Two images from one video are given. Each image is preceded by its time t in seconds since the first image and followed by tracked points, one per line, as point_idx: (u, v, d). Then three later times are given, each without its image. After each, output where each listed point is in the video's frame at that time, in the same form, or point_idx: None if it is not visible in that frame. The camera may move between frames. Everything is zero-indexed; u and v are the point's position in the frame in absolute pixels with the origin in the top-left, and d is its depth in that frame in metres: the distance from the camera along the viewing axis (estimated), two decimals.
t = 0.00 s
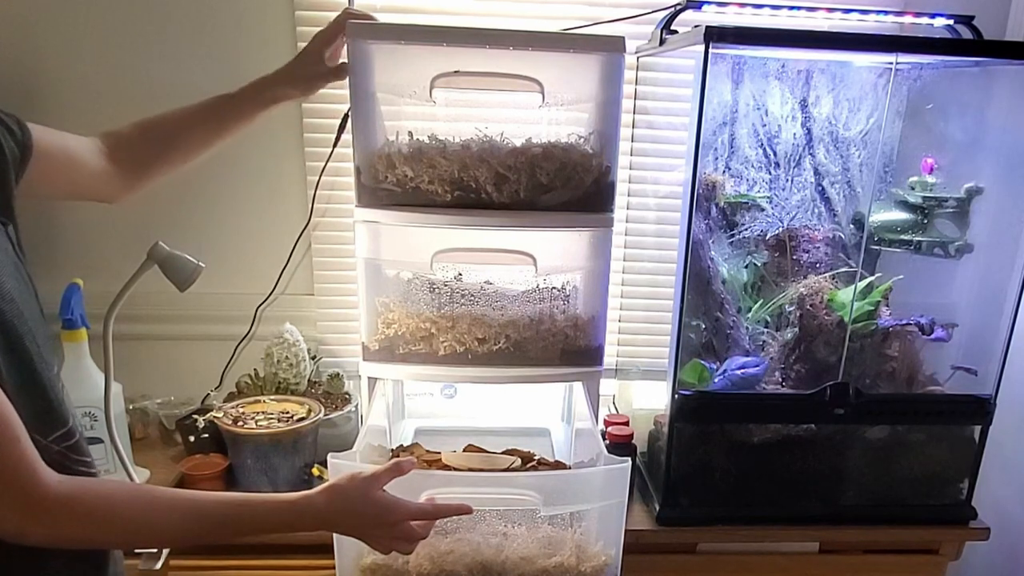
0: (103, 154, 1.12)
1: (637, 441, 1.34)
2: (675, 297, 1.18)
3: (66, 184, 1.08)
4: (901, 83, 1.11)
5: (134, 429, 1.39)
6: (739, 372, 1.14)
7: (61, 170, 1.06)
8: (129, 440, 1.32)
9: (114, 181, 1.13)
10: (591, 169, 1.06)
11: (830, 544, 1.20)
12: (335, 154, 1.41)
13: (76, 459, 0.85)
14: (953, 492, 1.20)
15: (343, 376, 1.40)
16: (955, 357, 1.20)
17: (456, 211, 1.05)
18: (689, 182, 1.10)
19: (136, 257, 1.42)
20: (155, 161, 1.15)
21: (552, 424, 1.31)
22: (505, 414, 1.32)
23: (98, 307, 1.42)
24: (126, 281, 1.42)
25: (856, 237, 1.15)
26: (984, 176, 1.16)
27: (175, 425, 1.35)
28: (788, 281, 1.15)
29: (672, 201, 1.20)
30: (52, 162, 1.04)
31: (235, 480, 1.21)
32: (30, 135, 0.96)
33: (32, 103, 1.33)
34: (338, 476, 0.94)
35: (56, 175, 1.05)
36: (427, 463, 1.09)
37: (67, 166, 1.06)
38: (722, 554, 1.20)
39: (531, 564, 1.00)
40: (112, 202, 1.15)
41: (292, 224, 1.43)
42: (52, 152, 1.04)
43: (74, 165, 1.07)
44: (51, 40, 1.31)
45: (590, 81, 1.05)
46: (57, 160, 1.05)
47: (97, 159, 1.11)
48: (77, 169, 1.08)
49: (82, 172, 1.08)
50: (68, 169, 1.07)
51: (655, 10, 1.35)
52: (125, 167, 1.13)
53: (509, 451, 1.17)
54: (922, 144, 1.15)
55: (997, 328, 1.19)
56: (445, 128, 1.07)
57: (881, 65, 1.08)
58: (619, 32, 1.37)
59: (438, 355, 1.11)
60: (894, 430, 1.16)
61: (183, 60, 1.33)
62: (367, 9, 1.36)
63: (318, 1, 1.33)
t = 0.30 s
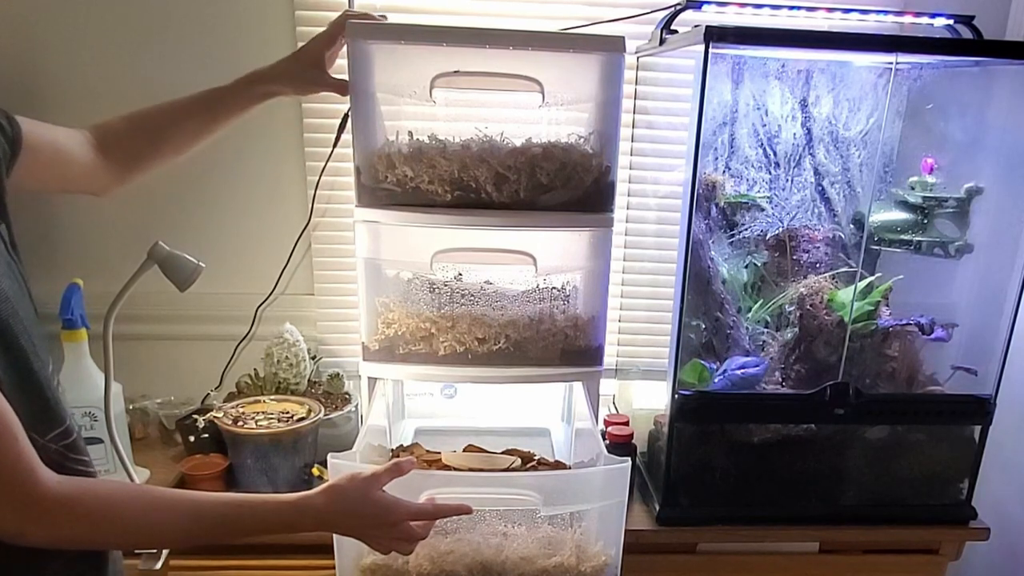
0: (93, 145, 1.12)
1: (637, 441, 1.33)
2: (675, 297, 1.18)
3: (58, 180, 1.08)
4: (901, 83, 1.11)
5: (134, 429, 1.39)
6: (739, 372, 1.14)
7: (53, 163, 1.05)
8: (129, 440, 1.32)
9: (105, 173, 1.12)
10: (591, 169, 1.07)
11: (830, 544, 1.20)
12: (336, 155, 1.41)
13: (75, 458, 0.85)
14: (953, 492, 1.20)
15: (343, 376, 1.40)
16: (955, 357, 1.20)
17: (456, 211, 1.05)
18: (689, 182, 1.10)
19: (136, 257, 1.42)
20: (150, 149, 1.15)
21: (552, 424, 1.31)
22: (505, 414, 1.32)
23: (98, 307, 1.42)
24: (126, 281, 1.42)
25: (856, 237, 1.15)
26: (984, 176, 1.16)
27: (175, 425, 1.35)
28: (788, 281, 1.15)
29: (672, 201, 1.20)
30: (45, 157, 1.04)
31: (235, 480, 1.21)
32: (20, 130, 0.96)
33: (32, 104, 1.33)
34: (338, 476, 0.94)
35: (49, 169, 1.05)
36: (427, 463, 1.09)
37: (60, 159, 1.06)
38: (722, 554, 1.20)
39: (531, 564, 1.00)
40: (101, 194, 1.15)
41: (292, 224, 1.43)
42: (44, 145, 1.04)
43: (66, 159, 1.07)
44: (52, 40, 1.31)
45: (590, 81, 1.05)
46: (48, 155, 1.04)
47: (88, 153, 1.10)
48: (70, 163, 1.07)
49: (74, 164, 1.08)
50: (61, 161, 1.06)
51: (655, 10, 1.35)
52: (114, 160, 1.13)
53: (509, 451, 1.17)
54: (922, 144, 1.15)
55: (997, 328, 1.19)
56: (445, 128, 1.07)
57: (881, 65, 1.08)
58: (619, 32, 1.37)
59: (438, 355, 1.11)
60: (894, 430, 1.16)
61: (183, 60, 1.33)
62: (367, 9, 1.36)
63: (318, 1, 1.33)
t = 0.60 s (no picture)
0: (86, 161, 1.08)
1: (637, 441, 1.34)
2: (675, 297, 1.18)
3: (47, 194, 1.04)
4: (901, 83, 1.11)
5: (134, 429, 1.39)
6: (739, 372, 1.14)
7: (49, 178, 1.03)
8: (129, 440, 1.32)
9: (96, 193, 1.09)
10: (591, 169, 1.07)
11: (830, 544, 1.20)
12: (336, 155, 1.41)
13: (74, 458, 0.85)
14: (952, 491, 1.20)
15: (343, 376, 1.40)
16: (955, 357, 1.20)
17: (456, 211, 1.05)
18: (689, 182, 1.10)
19: (136, 257, 1.42)
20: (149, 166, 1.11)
21: (552, 424, 1.31)
22: (505, 414, 1.32)
23: (98, 307, 1.42)
24: (126, 280, 1.42)
25: (856, 237, 1.15)
26: (984, 176, 1.16)
27: (175, 425, 1.35)
28: (788, 281, 1.15)
29: (672, 201, 1.20)
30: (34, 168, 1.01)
31: (235, 480, 1.21)
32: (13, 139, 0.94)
33: (32, 102, 1.33)
34: (338, 476, 0.94)
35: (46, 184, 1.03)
36: (427, 463, 1.09)
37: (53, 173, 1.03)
38: (722, 554, 1.20)
39: (531, 564, 1.00)
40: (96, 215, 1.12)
41: (292, 224, 1.43)
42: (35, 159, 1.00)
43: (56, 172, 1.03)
44: (52, 39, 1.31)
45: (590, 81, 1.05)
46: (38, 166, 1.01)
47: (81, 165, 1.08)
48: (67, 177, 1.05)
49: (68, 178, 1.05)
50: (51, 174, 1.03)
51: (655, 10, 1.35)
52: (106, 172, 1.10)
53: (509, 451, 1.17)
54: (922, 144, 1.15)
55: (997, 328, 1.19)
56: (445, 128, 1.07)
57: (881, 64, 1.08)
58: (619, 32, 1.37)
59: (438, 355, 1.11)
60: (894, 430, 1.16)
61: (182, 60, 1.33)
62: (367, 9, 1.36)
63: (318, 1, 1.33)
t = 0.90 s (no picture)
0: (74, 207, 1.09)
1: (637, 441, 1.34)
2: (675, 297, 1.18)
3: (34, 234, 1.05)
4: (901, 83, 1.11)
5: (134, 429, 1.39)
6: (739, 372, 1.14)
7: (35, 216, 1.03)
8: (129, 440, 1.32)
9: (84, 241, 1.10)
10: (591, 169, 1.06)
11: (830, 544, 1.20)
12: (336, 155, 1.41)
13: (74, 459, 0.85)
14: (953, 491, 1.20)
15: (343, 376, 1.40)
16: (955, 357, 1.20)
17: (456, 211, 1.05)
18: (689, 182, 1.10)
19: (136, 258, 1.42)
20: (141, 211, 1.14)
21: (552, 424, 1.32)
22: (505, 414, 1.32)
23: (98, 307, 1.42)
24: (126, 280, 1.42)
25: (856, 237, 1.15)
26: (984, 176, 1.16)
27: (176, 425, 1.35)
28: (788, 281, 1.15)
29: (672, 201, 1.20)
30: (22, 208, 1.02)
31: (235, 481, 1.21)
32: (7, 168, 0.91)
33: (31, 102, 1.33)
34: (338, 476, 0.94)
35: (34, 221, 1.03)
36: (427, 463, 1.09)
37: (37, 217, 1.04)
38: (722, 554, 1.20)
39: (531, 564, 1.00)
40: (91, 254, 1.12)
41: (292, 224, 1.43)
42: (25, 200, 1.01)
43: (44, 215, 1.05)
44: (52, 39, 1.31)
45: (590, 81, 1.05)
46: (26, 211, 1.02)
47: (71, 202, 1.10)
48: (56, 223, 1.07)
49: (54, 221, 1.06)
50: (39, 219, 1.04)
51: (655, 10, 1.35)
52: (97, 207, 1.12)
53: (509, 451, 1.17)
54: (922, 144, 1.15)
55: (997, 328, 1.19)
56: (445, 128, 1.07)
57: (881, 64, 1.08)
58: (619, 32, 1.37)
59: (438, 355, 1.11)
60: (894, 430, 1.16)
61: (183, 60, 1.33)
62: (367, 9, 1.36)
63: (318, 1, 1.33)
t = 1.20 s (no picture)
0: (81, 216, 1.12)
1: (637, 441, 1.33)
2: (675, 297, 1.18)
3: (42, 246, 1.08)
4: (901, 83, 1.11)
5: (134, 429, 1.39)
6: (739, 372, 1.14)
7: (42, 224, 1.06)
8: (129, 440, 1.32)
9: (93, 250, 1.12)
10: (591, 169, 1.07)
11: (830, 544, 1.20)
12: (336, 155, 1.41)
13: (75, 458, 0.85)
14: (953, 492, 1.20)
15: (343, 376, 1.40)
16: (955, 357, 1.20)
17: (456, 211, 1.05)
18: (689, 182, 1.10)
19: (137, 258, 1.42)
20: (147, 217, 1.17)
21: (552, 424, 1.31)
22: (505, 414, 1.32)
23: (98, 307, 1.42)
24: (126, 281, 1.42)
25: (856, 237, 1.15)
26: (984, 176, 1.16)
27: (175, 425, 1.34)
28: (788, 281, 1.15)
29: (672, 201, 1.20)
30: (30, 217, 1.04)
31: (235, 481, 1.21)
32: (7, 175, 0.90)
33: (31, 101, 1.33)
34: (338, 476, 0.94)
35: (38, 229, 1.06)
36: (427, 463, 1.09)
37: (43, 225, 1.06)
38: (722, 554, 1.20)
39: (531, 564, 1.00)
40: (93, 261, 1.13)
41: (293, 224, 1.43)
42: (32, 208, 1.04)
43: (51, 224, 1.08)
44: (51, 39, 1.31)
45: (590, 81, 1.05)
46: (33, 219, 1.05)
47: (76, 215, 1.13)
48: (63, 233, 1.09)
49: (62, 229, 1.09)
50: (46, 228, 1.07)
51: (655, 10, 1.35)
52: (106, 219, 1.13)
53: (509, 451, 1.17)
54: (922, 144, 1.15)
55: (997, 328, 1.19)
56: (445, 128, 1.07)
57: (880, 65, 1.08)
58: (619, 32, 1.37)
59: (438, 355, 1.11)
60: (894, 430, 1.16)
61: (183, 60, 1.33)
62: (367, 9, 1.36)
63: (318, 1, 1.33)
